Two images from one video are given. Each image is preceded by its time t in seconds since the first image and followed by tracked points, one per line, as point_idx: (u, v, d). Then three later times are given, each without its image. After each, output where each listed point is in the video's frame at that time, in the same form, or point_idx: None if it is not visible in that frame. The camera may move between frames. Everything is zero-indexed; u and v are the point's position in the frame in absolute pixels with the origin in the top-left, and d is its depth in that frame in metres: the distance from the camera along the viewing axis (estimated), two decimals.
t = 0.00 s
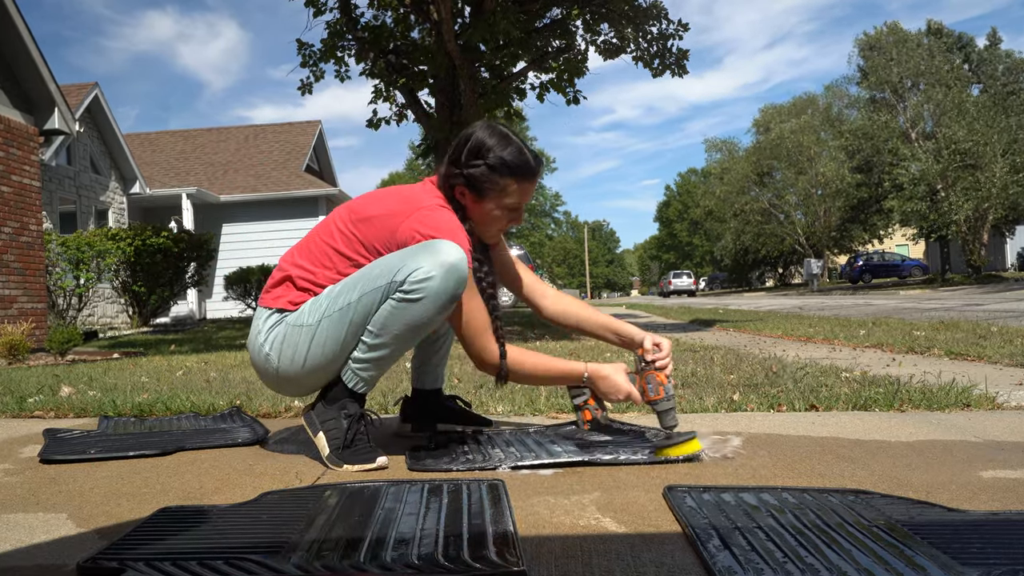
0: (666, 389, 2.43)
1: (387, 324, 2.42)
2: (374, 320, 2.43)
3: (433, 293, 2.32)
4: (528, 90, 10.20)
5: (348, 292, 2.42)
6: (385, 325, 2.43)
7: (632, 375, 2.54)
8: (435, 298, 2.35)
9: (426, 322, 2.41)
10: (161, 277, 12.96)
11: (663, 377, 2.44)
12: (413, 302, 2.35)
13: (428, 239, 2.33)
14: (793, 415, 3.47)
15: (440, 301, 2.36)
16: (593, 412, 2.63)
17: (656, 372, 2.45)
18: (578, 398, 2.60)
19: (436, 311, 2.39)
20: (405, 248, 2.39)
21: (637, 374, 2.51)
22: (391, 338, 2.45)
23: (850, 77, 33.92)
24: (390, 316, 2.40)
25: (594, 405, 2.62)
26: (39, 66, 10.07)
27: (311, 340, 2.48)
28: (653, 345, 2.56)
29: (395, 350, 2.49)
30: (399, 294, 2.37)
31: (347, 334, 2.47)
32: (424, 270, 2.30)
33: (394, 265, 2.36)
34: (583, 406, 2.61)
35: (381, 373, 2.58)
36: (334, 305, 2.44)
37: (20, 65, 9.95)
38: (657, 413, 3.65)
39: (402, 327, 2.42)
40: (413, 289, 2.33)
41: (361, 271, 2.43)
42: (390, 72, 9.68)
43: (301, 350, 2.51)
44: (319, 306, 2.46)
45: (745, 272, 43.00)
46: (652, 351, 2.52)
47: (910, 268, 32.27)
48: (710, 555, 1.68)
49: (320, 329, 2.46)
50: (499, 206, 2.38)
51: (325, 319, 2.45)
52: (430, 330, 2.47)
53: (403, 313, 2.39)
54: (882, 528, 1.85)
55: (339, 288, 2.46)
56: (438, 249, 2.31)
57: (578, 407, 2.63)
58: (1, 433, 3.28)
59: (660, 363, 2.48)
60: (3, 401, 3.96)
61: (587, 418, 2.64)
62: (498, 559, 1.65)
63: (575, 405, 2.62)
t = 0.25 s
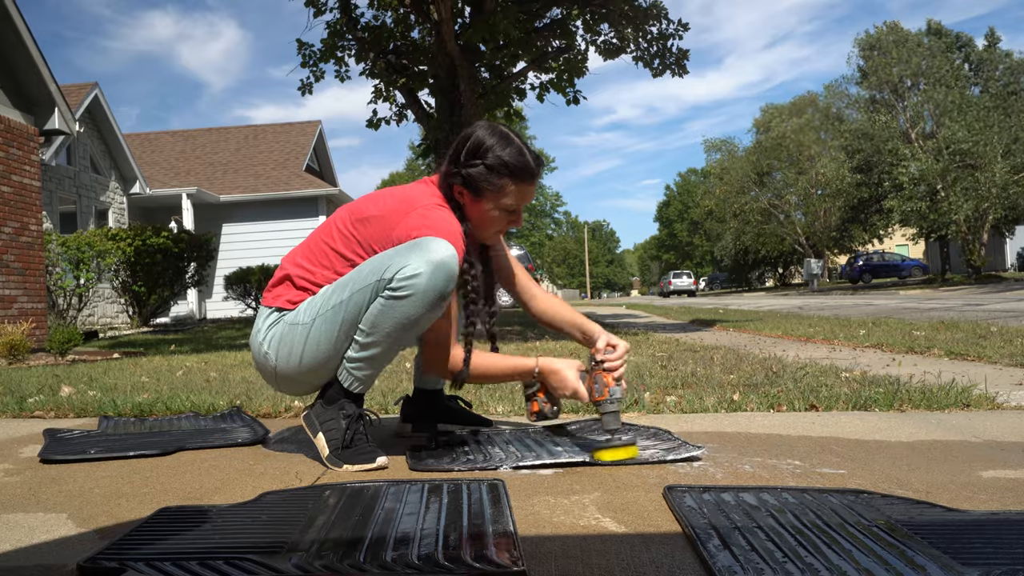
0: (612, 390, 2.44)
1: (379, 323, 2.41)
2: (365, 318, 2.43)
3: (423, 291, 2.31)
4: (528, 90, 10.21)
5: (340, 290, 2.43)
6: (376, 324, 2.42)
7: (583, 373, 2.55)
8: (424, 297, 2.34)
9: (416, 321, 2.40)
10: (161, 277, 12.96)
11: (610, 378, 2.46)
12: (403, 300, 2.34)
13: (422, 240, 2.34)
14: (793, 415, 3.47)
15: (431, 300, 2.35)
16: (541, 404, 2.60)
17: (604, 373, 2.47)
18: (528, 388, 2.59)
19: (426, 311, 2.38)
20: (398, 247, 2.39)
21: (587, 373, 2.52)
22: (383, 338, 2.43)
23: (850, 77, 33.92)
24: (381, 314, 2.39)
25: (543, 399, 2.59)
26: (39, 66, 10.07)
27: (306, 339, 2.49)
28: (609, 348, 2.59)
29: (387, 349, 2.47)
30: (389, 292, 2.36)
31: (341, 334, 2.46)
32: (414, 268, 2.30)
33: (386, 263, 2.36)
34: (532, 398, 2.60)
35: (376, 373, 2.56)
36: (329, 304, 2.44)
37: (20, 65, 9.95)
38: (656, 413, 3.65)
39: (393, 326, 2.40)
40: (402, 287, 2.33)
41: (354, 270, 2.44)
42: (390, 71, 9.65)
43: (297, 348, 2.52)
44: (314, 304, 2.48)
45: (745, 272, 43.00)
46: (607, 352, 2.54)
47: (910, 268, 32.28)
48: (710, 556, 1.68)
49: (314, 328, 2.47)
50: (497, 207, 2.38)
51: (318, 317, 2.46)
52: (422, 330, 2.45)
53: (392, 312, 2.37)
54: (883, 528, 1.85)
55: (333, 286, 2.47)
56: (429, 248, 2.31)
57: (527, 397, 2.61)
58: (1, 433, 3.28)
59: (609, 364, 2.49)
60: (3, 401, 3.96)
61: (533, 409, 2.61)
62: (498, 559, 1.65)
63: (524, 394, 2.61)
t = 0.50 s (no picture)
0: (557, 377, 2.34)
1: (353, 319, 2.41)
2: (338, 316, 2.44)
3: (390, 284, 2.33)
4: (528, 90, 10.24)
5: (317, 290, 2.46)
6: (351, 322, 2.42)
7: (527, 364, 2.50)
8: (394, 290, 2.35)
9: (390, 316, 2.39)
10: (161, 277, 12.97)
11: (551, 368, 2.35)
12: (372, 294, 2.35)
13: (396, 236, 2.37)
14: (792, 415, 3.49)
15: (399, 293, 2.35)
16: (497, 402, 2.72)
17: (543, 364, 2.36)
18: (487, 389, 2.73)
19: (399, 304, 2.37)
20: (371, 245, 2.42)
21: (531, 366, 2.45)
22: (360, 335, 2.44)
23: (849, 78, 33.98)
24: (352, 311, 2.40)
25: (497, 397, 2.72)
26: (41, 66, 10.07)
27: (290, 340, 2.54)
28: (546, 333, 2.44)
29: (366, 347, 2.48)
30: (359, 288, 2.37)
31: (321, 333, 2.48)
32: (379, 262, 2.32)
33: (357, 259, 2.38)
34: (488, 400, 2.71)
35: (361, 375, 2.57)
36: (309, 303, 2.49)
37: (21, 66, 9.95)
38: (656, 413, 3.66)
39: (368, 322, 2.40)
40: (371, 280, 2.34)
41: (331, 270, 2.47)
42: (390, 72, 9.65)
43: (283, 349, 2.57)
44: (297, 306, 2.52)
45: (744, 272, 43.02)
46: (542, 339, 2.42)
47: (909, 268, 32.33)
48: (710, 554, 1.69)
49: (296, 329, 2.52)
50: (497, 208, 2.39)
51: (300, 318, 2.50)
52: (398, 326, 2.45)
53: (365, 307, 2.38)
54: (881, 528, 1.86)
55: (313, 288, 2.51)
56: (397, 244, 2.35)
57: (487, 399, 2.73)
58: (3, 433, 3.29)
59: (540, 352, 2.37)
60: (5, 401, 3.97)
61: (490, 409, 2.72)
62: (499, 558, 1.66)
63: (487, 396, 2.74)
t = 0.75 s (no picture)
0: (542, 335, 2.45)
1: (334, 316, 2.40)
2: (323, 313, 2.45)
3: (368, 278, 2.32)
4: (528, 91, 10.24)
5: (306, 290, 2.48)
6: (334, 318, 2.41)
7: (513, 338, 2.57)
8: (371, 283, 2.34)
9: (372, 311, 2.38)
10: (161, 277, 12.97)
11: (535, 329, 2.46)
12: (352, 289, 2.35)
13: (376, 234, 2.38)
14: (791, 415, 3.48)
15: (379, 288, 2.34)
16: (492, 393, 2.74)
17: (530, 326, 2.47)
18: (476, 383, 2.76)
19: (379, 299, 2.36)
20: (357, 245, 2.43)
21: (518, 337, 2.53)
22: (343, 332, 2.42)
23: (849, 78, 33.99)
24: (334, 307, 2.40)
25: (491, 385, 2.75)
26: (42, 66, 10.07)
27: (283, 342, 2.55)
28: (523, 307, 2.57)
29: (351, 346, 2.46)
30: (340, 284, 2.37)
31: (308, 334, 2.49)
32: (357, 257, 2.34)
33: (341, 257, 2.40)
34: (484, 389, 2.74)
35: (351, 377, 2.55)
36: (298, 305, 2.51)
37: (21, 66, 9.95)
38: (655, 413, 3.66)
39: (348, 318, 2.39)
40: (349, 274, 2.34)
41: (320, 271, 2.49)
42: (390, 72, 9.64)
43: (277, 352, 2.59)
44: (290, 309, 2.55)
45: (744, 272, 42.99)
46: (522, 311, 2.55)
47: (908, 268, 32.32)
48: (710, 554, 1.69)
49: (288, 331, 2.54)
50: (486, 211, 2.39)
51: (292, 320, 2.52)
52: (382, 322, 2.44)
53: (346, 302, 2.37)
54: (881, 528, 1.86)
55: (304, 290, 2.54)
56: (379, 240, 2.37)
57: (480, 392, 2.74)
58: (3, 433, 3.28)
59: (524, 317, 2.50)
60: (5, 401, 3.97)
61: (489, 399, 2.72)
62: (498, 558, 1.66)
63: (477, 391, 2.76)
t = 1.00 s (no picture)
0: (539, 344, 2.45)
1: (339, 315, 2.40)
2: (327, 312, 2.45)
3: (374, 277, 2.33)
4: (528, 91, 10.25)
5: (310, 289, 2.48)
6: (338, 318, 2.41)
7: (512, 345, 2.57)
8: (377, 283, 2.35)
9: (376, 311, 2.39)
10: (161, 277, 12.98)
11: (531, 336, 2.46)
12: (357, 289, 2.35)
13: (381, 234, 2.39)
14: (791, 415, 3.49)
15: (385, 287, 2.35)
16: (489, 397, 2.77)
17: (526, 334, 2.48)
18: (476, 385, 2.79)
19: (385, 298, 2.37)
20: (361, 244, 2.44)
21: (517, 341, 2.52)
22: (346, 331, 2.42)
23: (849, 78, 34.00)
24: (338, 306, 2.40)
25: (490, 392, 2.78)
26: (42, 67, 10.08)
27: (286, 341, 2.55)
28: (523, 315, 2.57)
29: (354, 344, 2.46)
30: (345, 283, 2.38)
31: (311, 333, 2.48)
32: (364, 255, 2.34)
33: (345, 257, 2.40)
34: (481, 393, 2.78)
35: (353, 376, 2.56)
36: (302, 303, 2.51)
37: (22, 66, 9.95)
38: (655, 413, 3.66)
39: (353, 317, 2.39)
40: (355, 274, 2.34)
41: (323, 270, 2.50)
42: (390, 73, 9.65)
43: (278, 350, 2.59)
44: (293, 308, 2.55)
45: (744, 272, 42.98)
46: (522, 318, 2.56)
47: (908, 268, 32.32)
48: (710, 554, 1.70)
49: (290, 330, 2.53)
50: (486, 213, 2.40)
51: (294, 318, 2.52)
52: (385, 321, 2.45)
53: (350, 301, 2.37)
54: (881, 528, 1.87)
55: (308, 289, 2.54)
56: (384, 241, 2.37)
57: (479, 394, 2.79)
58: (4, 433, 3.29)
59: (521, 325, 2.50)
60: (6, 401, 3.97)
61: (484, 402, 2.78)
62: (498, 558, 1.66)
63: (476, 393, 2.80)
